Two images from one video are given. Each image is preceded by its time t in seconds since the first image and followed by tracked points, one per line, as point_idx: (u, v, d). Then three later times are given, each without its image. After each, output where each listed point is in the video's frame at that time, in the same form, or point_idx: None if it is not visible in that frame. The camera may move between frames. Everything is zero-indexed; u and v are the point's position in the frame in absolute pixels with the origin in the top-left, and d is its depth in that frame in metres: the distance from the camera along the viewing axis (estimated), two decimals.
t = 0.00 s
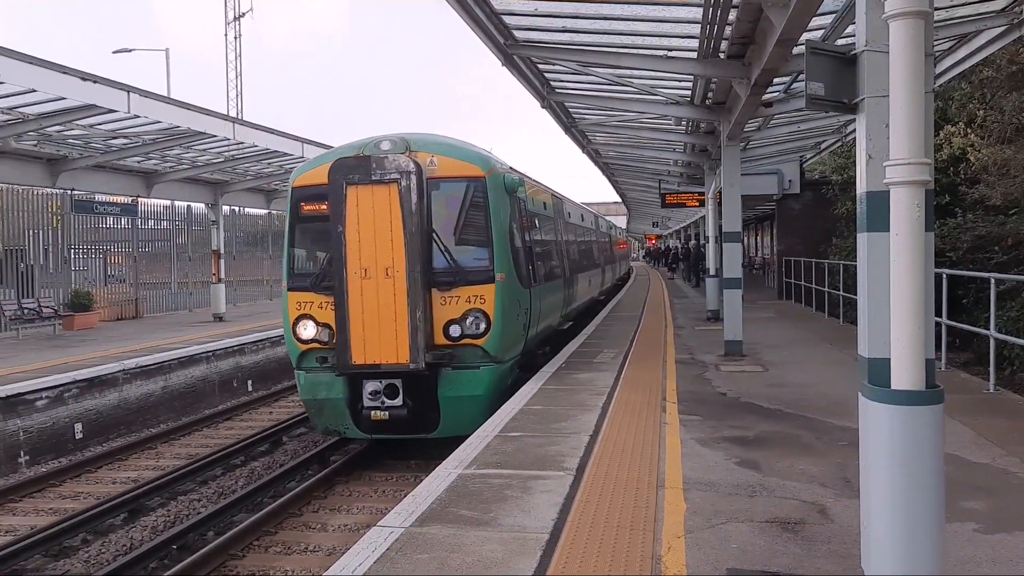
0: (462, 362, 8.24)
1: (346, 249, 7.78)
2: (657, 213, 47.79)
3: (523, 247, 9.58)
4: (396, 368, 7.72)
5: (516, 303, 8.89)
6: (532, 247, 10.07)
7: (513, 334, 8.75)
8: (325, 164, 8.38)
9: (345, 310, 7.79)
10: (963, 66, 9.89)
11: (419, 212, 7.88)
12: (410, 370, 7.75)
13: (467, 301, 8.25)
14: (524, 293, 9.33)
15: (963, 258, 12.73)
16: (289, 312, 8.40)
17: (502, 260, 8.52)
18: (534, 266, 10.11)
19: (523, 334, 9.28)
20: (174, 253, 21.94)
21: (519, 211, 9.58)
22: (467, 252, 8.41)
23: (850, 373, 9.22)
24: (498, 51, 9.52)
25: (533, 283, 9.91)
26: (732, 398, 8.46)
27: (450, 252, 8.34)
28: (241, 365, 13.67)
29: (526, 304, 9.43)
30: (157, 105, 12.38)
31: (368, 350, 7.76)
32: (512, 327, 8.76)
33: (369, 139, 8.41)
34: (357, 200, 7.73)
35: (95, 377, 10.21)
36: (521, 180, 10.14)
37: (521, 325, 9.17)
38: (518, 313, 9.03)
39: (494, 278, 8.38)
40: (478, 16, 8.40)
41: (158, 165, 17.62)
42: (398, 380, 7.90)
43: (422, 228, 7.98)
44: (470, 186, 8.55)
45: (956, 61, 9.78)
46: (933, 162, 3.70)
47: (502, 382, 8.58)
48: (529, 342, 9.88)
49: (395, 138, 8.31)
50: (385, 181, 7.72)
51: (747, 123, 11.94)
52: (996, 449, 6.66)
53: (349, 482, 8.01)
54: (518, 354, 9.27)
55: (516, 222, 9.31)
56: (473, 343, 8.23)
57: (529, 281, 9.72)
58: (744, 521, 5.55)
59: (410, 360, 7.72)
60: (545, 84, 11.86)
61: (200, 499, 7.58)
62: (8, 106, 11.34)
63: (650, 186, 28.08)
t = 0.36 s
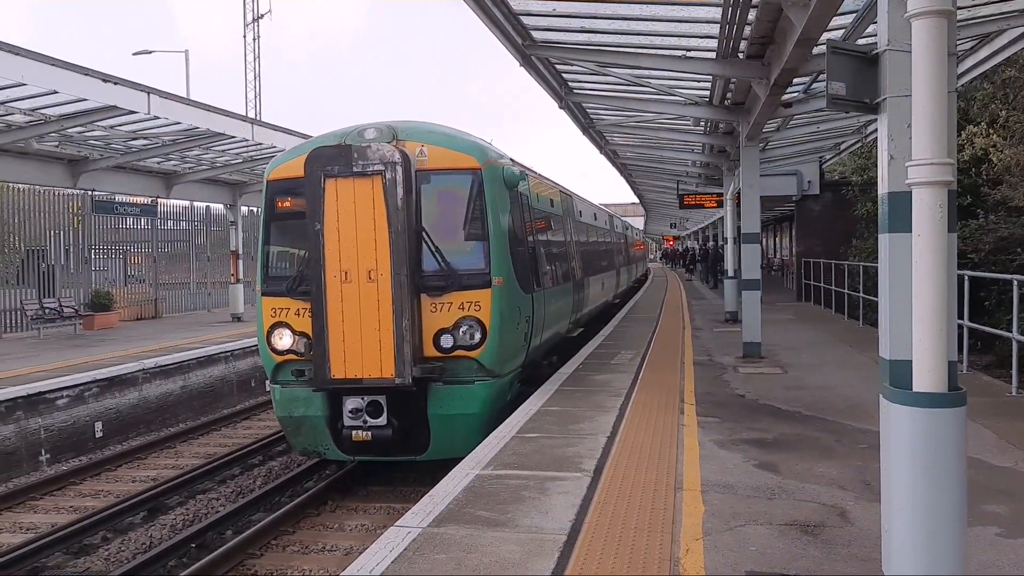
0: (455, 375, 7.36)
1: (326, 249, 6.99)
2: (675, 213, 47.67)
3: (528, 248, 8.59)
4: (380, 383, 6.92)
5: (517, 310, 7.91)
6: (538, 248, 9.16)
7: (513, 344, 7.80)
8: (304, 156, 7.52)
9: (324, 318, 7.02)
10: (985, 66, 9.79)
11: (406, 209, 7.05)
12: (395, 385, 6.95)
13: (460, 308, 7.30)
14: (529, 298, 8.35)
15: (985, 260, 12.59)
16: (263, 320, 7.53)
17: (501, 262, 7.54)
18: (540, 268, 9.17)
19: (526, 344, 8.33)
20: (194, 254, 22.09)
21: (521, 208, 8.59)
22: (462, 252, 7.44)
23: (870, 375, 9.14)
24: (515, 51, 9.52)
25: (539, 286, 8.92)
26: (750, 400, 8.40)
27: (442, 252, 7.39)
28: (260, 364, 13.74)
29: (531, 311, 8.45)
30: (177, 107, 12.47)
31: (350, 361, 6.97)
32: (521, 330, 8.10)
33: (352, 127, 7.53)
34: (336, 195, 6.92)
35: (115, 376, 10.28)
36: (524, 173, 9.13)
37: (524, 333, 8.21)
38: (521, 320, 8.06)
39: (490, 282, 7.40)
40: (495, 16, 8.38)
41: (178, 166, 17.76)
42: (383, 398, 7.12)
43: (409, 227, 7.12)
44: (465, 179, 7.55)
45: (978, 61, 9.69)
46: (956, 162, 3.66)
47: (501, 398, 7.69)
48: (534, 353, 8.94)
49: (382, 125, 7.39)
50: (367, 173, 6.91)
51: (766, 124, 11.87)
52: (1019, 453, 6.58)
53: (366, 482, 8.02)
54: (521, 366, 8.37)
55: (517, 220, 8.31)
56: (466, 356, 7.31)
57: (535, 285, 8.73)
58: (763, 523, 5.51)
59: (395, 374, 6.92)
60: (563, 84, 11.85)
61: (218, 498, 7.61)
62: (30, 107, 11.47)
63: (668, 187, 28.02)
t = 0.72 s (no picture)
0: (456, 386, 6.67)
1: (312, 248, 6.31)
2: (704, 211, 47.45)
3: (537, 247, 7.85)
4: (372, 396, 6.21)
5: (524, 316, 7.16)
6: (549, 247, 8.45)
7: (521, 353, 7.06)
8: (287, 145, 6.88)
9: (310, 324, 6.32)
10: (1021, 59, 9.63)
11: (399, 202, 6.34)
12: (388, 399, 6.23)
13: (461, 313, 6.60)
14: (538, 302, 7.61)
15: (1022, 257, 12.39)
16: (246, 326, 6.94)
17: (507, 261, 6.82)
18: (552, 269, 8.44)
19: (536, 353, 7.58)
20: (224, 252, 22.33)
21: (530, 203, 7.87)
22: (463, 250, 6.76)
23: (903, 374, 9.03)
24: (543, 49, 9.52)
25: (550, 289, 8.16)
26: (780, 398, 8.34)
27: (440, 249, 6.70)
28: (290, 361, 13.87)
29: (541, 316, 7.71)
30: (208, 106, 12.61)
31: (338, 372, 6.27)
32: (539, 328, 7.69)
33: (343, 112, 6.81)
34: (321, 187, 6.23)
35: (148, 372, 10.43)
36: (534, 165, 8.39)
37: (534, 341, 7.46)
38: (530, 326, 7.31)
39: (495, 284, 6.67)
40: (523, 13, 8.39)
41: (209, 165, 17.96)
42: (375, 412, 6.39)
43: (404, 221, 6.39)
44: (467, 169, 6.82)
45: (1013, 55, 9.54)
46: (993, 157, 3.60)
47: (507, 413, 6.96)
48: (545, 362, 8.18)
49: (375, 110, 6.72)
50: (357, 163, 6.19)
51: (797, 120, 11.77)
52: None
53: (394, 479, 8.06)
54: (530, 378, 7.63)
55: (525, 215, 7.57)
56: (468, 365, 6.60)
57: (546, 288, 7.99)
58: (795, 522, 5.47)
59: (388, 387, 6.21)
60: (590, 81, 11.84)
61: (249, 493, 7.68)
62: (65, 107, 11.66)
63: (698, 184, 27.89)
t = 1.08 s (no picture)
0: (472, 400, 5.95)
1: (312, 248, 5.78)
2: (749, 208, 47.00)
3: (564, 244, 7.06)
4: (377, 412, 5.65)
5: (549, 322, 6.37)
6: (579, 245, 7.68)
7: (545, 364, 6.29)
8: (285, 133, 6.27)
9: (310, 332, 5.78)
10: None
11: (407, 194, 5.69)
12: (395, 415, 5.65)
13: (476, 319, 5.87)
14: (566, 306, 6.83)
15: None
16: (243, 333, 6.32)
17: (529, 261, 6.05)
18: (583, 269, 7.64)
19: (562, 362, 6.81)
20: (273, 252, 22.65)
21: (558, 198, 7.10)
22: (479, 250, 5.99)
23: (958, 373, 8.83)
24: (587, 46, 9.51)
25: (579, 290, 7.35)
26: (831, 398, 8.21)
27: (453, 249, 5.96)
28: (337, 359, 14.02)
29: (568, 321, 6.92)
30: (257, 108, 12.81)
31: (341, 385, 5.73)
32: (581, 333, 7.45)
33: (347, 99, 6.25)
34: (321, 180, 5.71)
35: (198, 370, 10.63)
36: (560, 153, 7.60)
37: (560, 349, 6.69)
38: (556, 333, 6.53)
39: (515, 286, 5.91)
40: (568, 10, 8.39)
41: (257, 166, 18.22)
42: (381, 429, 5.83)
43: (412, 216, 5.78)
44: (483, 158, 6.04)
45: None
46: None
47: (529, 430, 6.22)
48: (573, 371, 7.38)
49: (384, 95, 6.13)
50: (360, 153, 5.65)
51: (847, 115, 11.61)
52: None
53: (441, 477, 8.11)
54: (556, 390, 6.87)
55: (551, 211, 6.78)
56: (484, 378, 5.88)
57: (575, 289, 7.18)
58: (847, 523, 5.38)
59: (394, 402, 5.62)
60: (634, 78, 11.82)
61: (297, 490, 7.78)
62: (118, 111, 11.94)
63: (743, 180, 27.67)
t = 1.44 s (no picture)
0: (489, 414, 5.39)
1: (313, 246, 5.25)
2: (795, 205, 46.43)
3: (592, 243, 6.43)
4: (384, 427, 5.12)
5: (574, 326, 5.75)
6: (610, 245, 7.09)
7: (568, 374, 5.68)
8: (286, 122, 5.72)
9: (311, 339, 5.26)
10: None
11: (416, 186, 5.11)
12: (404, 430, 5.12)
13: (491, 325, 5.26)
14: (593, 309, 6.21)
15: None
16: (243, 339, 5.79)
17: (550, 259, 5.43)
18: (614, 271, 7.04)
19: (589, 372, 6.20)
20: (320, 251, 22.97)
21: (585, 193, 6.50)
22: (496, 249, 5.39)
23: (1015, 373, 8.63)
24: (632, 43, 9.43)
25: (609, 293, 6.71)
26: (881, 398, 8.09)
27: (467, 249, 5.36)
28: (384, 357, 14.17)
29: (596, 326, 6.29)
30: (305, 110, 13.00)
31: (345, 397, 5.20)
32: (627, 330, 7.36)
33: (355, 86, 5.72)
34: (322, 173, 5.18)
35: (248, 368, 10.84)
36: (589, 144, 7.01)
37: (587, 357, 6.08)
38: (581, 339, 5.91)
39: (535, 288, 5.29)
40: (615, 7, 8.40)
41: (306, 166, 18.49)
42: (388, 446, 5.29)
43: (424, 211, 5.21)
44: (500, 148, 5.45)
45: None
46: None
47: (550, 444, 5.67)
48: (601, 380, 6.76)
49: (395, 81, 5.59)
50: (365, 142, 5.10)
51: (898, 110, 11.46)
52: None
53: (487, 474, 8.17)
54: (581, 402, 6.27)
55: (577, 207, 6.16)
56: (502, 390, 5.30)
57: (604, 291, 6.54)
58: (900, 525, 5.30)
59: (402, 416, 5.10)
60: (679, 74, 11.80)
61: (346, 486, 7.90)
62: (170, 114, 12.22)
63: (790, 177, 27.41)
